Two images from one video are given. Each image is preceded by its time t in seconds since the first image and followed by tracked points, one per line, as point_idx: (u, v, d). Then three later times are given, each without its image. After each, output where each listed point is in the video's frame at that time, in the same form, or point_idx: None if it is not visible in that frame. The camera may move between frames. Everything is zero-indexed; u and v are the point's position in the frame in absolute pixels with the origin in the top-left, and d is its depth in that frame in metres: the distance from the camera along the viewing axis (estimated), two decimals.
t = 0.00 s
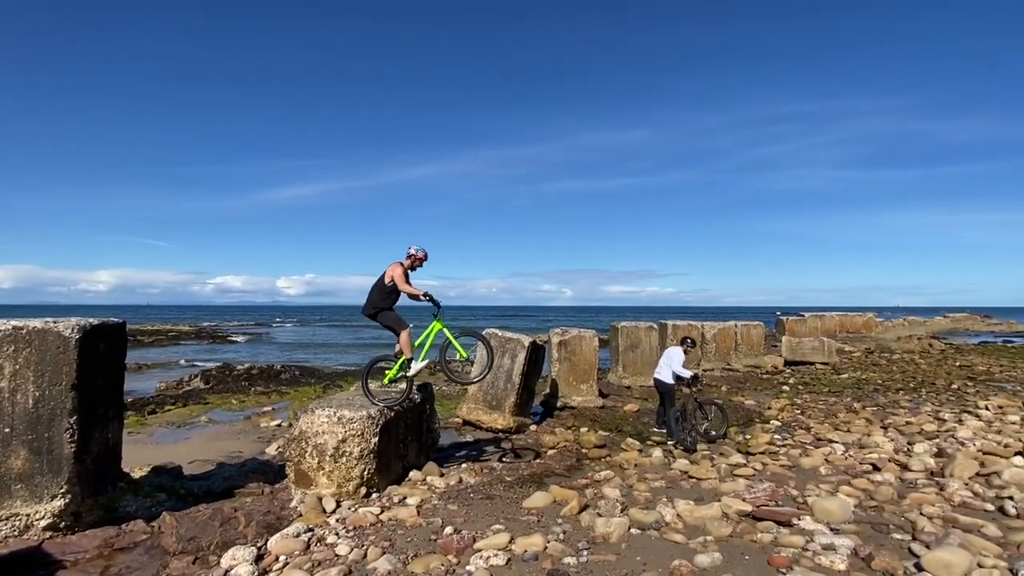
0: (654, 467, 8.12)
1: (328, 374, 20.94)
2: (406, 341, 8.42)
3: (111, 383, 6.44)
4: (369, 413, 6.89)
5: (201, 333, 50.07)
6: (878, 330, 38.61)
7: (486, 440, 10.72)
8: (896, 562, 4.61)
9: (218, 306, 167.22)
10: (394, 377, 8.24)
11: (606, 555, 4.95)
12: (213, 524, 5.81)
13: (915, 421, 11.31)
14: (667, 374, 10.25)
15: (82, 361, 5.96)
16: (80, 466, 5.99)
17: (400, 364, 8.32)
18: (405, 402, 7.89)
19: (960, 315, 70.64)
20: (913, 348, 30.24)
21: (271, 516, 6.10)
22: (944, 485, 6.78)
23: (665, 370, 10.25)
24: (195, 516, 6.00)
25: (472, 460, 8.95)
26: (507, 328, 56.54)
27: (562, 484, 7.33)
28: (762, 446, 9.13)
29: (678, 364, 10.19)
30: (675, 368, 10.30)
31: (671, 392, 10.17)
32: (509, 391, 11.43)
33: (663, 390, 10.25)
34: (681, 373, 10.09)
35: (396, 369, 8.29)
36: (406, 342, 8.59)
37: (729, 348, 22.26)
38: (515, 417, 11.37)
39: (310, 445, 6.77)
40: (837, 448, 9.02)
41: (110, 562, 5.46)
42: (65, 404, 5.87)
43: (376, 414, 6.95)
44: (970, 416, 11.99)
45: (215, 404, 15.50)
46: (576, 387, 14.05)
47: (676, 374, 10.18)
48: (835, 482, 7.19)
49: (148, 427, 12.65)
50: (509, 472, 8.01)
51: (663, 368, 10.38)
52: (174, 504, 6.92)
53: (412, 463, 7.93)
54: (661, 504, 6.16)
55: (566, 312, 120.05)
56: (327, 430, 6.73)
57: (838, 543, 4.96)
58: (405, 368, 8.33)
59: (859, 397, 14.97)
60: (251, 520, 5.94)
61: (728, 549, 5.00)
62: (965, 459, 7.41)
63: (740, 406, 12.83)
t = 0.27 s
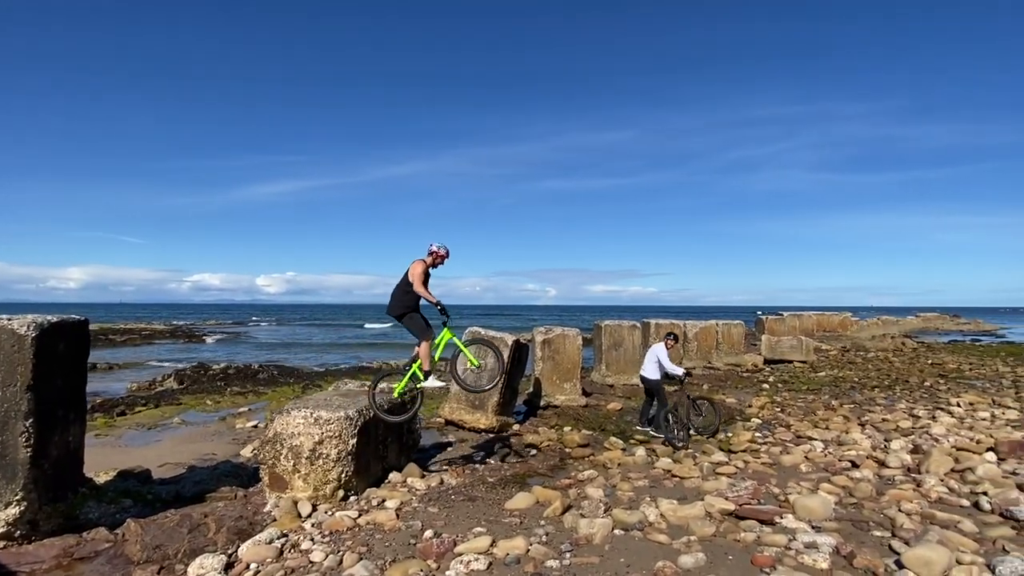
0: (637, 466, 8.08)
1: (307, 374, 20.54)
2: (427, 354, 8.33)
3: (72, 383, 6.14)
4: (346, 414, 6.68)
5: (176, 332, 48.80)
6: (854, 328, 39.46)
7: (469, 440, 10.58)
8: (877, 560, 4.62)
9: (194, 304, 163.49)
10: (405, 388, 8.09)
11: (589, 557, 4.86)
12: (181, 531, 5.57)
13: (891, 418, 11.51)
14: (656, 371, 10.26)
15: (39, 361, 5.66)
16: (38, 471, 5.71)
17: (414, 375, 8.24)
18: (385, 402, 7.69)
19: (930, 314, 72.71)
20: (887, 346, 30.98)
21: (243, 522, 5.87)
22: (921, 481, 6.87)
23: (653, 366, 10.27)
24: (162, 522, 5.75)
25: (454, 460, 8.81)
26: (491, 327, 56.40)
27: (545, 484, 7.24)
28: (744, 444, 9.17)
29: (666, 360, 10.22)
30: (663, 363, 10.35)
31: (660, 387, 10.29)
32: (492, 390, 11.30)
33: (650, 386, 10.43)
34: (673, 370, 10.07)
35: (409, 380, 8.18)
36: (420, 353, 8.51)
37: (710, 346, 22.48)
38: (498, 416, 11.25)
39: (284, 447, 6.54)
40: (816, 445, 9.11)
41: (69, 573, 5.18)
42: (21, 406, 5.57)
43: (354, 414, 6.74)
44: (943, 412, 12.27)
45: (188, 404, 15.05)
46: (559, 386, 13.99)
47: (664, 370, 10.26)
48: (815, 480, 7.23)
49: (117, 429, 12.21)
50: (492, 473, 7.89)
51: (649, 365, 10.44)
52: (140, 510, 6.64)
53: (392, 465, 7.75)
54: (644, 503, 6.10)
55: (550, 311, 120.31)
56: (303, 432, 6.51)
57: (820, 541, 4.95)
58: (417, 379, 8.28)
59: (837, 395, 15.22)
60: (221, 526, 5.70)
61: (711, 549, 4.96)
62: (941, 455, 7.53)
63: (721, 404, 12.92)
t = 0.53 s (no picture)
0: (618, 465, 8.04)
1: (286, 373, 20.15)
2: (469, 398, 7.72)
3: (31, 383, 5.87)
4: (322, 414, 6.49)
5: (150, 330, 47.56)
6: (831, 327, 40.25)
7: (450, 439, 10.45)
8: (855, 558, 4.62)
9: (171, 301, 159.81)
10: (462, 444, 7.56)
11: (568, 559, 4.78)
12: (145, 538, 5.34)
13: (867, 415, 11.71)
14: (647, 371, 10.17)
15: None
16: None
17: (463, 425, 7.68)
18: (363, 401, 7.52)
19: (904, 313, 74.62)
20: (862, 345, 31.67)
21: (212, 527, 5.67)
22: (896, 478, 6.96)
23: (642, 366, 10.21)
24: (126, 529, 5.49)
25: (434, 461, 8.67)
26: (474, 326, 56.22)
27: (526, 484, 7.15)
28: (724, 442, 9.21)
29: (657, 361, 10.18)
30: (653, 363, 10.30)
31: (648, 387, 10.24)
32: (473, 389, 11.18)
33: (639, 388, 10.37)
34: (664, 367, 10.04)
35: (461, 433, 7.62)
36: (466, 400, 7.87)
37: (691, 344, 22.68)
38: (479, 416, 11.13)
39: (257, 448, 6.35)
40: (795, 443, 9.19)
41: None
42: None
43: (330, 415, 6.56)
44: (917, 409, 12.51)
45: (161, 405, 14.61)
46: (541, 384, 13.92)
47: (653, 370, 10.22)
48: (794, 477, 7.28)
49: (83, 430, 11.77)
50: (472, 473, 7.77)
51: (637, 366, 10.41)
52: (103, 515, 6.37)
53: (369, 466, 7.59)
54: (625, 503, 6.05)
55: (534, 309, 120.47)
56: (276, 433, 6.32)
57: (799, 539, 4.95)
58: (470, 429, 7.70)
59: (815, 392, 15.46)
60: (188, 532, 5.49)
61: (691, 549, 4.92)
62: (916, 452, 7.64)
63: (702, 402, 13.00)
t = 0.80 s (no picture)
0: (599, 464, 7.97)
1: (264, 373, 19.71)
2: (497, 437, 7.05)
3: None
4: (294, 416, 6.28)
5: (123, 329, 46.25)
6: (809, 326, 40.97)
7: (429, 440, 10.28)
8: (833, 557, 4.60)
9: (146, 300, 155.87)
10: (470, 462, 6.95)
11: (546, 562, 4.68)
12: (103, 545, 5.11)
13: (843, 413, 11.86)
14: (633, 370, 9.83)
15: None
16: None
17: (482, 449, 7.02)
18: (339, 401, 7.31)
19: (879, 312, 76.42)
20: (839, 343, 32.29)
21: (176, 534, 5.44)
22: (872, 475, 7.03)
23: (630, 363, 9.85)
24: (83, 536, 5.26)
25: (413, 461, 8.50)
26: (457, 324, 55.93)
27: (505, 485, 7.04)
28: (704, 440, 9.21)
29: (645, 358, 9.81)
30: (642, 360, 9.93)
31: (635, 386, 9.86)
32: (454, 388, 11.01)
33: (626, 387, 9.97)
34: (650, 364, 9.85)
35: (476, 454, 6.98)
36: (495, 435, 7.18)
37: (672, 343, 22.84)
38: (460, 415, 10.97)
39: (225, 451, 6.13)
40: (774, 440, 9.23)
41: None
42: None
43: (302, 416, 6.35)
44: (892, 407, 12.74)
45: (131, 405, 14.14)
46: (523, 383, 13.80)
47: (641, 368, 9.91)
48: (773, 475, 7.29)
49: (47, 433, 11.31)
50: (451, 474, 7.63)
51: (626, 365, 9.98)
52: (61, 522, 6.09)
53: (344, 467, 7.39)
54: (605, 503, 5.97)
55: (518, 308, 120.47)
56: (246, 435, 6.10)
57: (777, 539, 4.92)
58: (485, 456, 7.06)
59: (793, 390, 15.65)
60: (150, 539, 5.26)
61: (670, 550, 4.85)
62: (891, 449, 7.73)
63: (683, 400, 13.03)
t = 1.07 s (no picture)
0: (579, 466, 7.88)
1: (241, 375, 19.27)
2: (496, 436, 7.00)
3: None
4: (263, 419, 6.08)
5: (95, 330, 44.91)
6: (789, 326, 41.60)
7: (409, 442, 10.09)
8: (810, 558, 4.57)
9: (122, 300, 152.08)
10: (458, 464, 6.77)
11: (521, 568, 4.57)
12: (55, 558, 4.98)
13: (822, 412, 11.96)
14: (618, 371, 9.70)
15: None
16: None
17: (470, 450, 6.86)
18: (312, 404, 7.11)
19: (856, 313, 78.10)
20: (818, 343, 32.81)
21: (134, 544, 5.27)
22: (849, 474, 7.06)
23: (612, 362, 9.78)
24: (34, 548, 5.15)
25: (390, 465, 8.32)
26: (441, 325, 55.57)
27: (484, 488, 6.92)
28: (685, 441, 9.18)
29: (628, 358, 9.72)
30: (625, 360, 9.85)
31: (618, 386, 9.78)
32: (435, 390, 10.83)
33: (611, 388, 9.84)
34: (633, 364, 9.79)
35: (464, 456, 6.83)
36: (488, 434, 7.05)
37: (655, 343, 22.95)
38: (440, 417, 10.80)
39: (190, 456, 5.97)
40: (753, 440, 9.26)
41: None
42: None
43: (272, 419, 6.16)
44: (869, 406, 12.91)
45: (99, 409, 13.67)
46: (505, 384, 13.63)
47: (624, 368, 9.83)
48: (752, 475, 7.28)
49: (8, 438, 10.85)
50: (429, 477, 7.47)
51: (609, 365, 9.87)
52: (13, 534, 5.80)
53: (318, 472, 7.19)
54: (584, 506, 5.89)
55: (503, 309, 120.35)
56: (212, 440, 5.93)
57: (755, 540, 4.87)
58: (474, 457, 6.95)
59: (773, 390, 15.79)
60: (106, 551, 5.10)
61: (648, 554, 4.78)
62: (867, 448, 7.79)
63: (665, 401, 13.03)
